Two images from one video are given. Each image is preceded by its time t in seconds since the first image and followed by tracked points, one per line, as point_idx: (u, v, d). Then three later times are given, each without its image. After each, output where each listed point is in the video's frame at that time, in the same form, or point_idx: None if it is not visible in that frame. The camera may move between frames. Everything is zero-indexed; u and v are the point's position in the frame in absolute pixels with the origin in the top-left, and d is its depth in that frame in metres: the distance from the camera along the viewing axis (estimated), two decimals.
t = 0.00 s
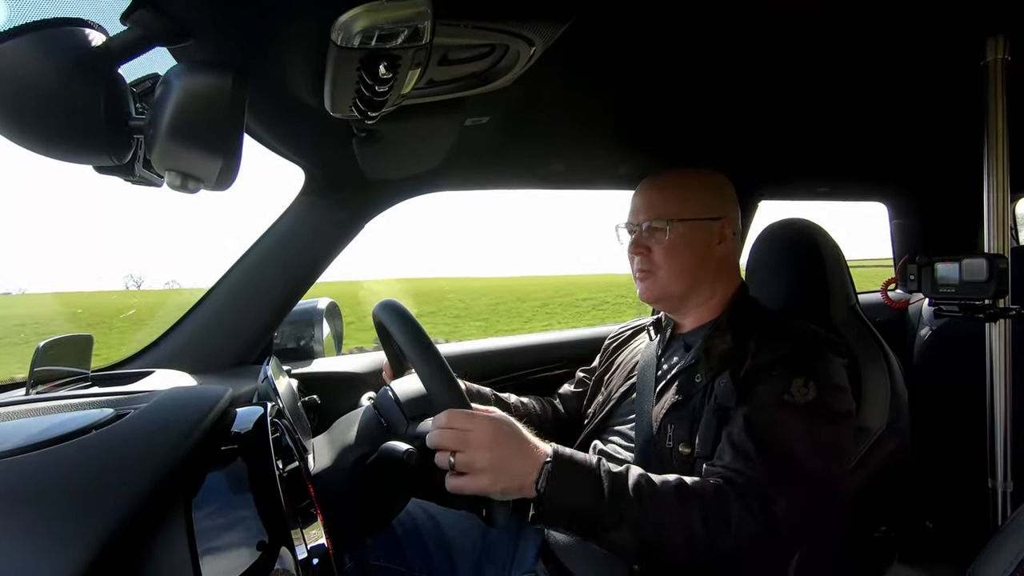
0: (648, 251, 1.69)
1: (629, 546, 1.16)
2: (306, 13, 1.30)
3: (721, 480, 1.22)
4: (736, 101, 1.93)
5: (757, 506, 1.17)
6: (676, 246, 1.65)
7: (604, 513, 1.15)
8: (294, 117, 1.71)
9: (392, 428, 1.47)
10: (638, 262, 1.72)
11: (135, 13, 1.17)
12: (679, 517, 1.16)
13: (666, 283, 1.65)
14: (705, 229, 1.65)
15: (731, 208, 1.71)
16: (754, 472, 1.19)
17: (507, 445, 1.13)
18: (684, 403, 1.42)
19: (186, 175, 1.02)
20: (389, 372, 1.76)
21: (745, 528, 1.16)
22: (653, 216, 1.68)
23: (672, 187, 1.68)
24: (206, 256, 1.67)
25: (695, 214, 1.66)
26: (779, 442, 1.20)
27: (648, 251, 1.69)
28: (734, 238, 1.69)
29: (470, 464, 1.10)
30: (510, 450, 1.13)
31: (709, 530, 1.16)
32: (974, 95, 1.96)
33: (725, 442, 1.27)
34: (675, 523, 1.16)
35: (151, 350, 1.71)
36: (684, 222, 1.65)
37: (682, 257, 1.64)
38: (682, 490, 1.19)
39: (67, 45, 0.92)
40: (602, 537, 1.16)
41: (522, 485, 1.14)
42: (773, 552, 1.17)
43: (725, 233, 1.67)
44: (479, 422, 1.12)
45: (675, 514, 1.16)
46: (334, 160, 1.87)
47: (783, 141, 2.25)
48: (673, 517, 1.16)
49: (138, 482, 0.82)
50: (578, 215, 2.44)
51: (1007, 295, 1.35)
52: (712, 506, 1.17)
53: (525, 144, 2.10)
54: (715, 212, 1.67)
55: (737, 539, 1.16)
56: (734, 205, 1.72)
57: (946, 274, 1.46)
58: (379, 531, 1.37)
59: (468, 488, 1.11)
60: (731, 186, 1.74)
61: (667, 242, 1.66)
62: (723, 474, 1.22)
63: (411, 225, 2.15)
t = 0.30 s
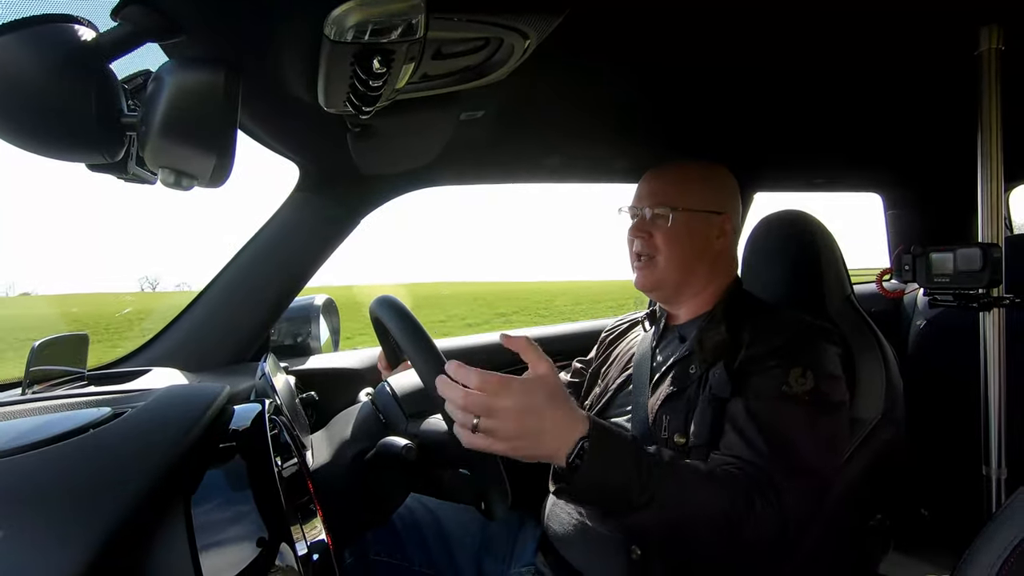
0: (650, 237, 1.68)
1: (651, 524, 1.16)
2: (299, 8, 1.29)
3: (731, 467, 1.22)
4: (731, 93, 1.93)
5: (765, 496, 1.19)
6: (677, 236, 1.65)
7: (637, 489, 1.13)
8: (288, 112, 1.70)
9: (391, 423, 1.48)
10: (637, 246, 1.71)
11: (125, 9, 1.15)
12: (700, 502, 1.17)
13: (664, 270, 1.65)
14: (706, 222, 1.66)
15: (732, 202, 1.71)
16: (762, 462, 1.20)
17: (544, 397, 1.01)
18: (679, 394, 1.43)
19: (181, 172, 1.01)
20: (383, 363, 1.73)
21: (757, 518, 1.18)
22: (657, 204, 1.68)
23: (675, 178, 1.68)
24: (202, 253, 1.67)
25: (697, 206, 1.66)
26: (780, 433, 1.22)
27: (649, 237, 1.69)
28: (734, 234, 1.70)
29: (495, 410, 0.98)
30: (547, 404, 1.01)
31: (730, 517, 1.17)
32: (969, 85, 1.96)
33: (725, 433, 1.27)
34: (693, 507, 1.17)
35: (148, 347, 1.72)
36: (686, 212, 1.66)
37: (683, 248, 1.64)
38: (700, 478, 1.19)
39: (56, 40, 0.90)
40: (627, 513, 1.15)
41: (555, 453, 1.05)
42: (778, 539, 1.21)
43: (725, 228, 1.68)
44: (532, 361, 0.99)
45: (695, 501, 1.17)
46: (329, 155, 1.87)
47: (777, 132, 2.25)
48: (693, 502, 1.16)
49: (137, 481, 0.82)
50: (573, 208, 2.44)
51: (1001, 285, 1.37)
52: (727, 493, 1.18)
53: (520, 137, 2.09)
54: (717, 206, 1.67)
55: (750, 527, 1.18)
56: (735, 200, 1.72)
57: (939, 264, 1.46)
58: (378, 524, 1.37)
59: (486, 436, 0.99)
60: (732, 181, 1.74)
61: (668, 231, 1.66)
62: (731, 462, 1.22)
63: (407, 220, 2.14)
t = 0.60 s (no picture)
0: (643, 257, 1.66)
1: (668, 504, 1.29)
2: (297, 13, 1.30)
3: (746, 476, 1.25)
4: (727, 103, 1.94)
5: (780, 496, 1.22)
6: (672, 254, 1.63)
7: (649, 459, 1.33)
8: (285, 117, 1.70)
9: (386, 429, 1.47)
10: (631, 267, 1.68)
11: (125, 12, 1.15)
12: (730, 490, 1.24)
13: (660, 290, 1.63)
14: (700, 236, 1.64)
15: (725, 213, 1.71)
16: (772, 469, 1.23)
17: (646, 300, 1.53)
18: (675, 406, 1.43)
19: (177, 176, 1.01)
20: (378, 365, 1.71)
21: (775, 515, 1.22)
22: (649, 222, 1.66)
23: (668, 192, 1.67)
24: (198, 258, 1.66)
25: (691, 221, 1.65)
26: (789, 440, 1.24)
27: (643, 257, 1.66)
28: (727, 244, 1.69)
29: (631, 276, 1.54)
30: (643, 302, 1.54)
31: (752, 511, 1.23)
32: (962, 97, 1.98)
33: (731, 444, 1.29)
34: (723, 490, 1.25)
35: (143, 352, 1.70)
36: (679, 229, 1.64)
37: (679, 265, 1.62)
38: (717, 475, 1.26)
39: (54, 42, 0.90)
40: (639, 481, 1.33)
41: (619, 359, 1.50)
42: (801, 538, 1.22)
43: (719, 239, 1.67)
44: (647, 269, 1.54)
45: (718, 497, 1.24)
46: (326, 159, 1.86)
47: (773, 143, 2.26)
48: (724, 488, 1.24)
49: (129, 485, 0.81)
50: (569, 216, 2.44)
51: (995, 295, 1.36)
52: (752, 487, 1.23)
53: (518, 144, 2.10)
54: (711, 219, 1.66)
55: (772, 521, 1.22)
56: (727, 211, 1.72)
57: (934, 273, 1.47)
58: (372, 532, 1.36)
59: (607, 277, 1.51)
60: (724, 191, 1.74)
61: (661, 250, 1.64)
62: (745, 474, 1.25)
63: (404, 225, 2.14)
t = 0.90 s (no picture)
0: (628, 256, 1.71)
1: (633, 567, 1.15)
2: (292, 16, 1.30)
3: (718, 498, 1.21)
4: (721, 107, 1.95)
5: (752, 527, 1.17)
6: (654, 252, 1.66)
7: (611, 533, 1.14)
8: (280, 120, 1.70)
9: (381, 433, 1.50)
10: (619, 266, 1.73)
11: (119, 14, 1.15)
12: (683, 542, 1.15)
13: (643, 288, 1.67)
14: (683, 236, 1.66)
15: (712, 214, 1.70)
16: (746, 489, 1.20)
17: (509, 460, 1.09)
18: (667, 410, 1.43)
19: (171, 178, 1.00)
20: (371, 366, 1.71)
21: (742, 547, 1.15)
22: (632, 221, 1.70)
23: (652, 193, 1.69)
24: (191, 264, 1.65)
25: (673, 221, 1.66)
26: (768, 458, 1.21)
27: (628, 256, 1.71)
28: (716, 245, 1.69)
29: (472, 486, 1.07)
30: (512, 467, 1.09)
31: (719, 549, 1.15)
32: (953, 103, 2.00)
33: (711, 456, 1.27)
34: (674, 547, 1.15)
35: (133, 356, 1.69)
36: (661, 227, 1.66)
37: (660, 263, 1.65)
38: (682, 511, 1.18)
39: (47, 43, 0.90)
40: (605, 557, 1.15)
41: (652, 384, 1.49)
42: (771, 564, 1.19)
43: (705, 239, 1.67)
44: (478, 443, 1.08)
45: (679, 542, 1.15)
46: (319, 162, 1.86)
47: (766, 147, 2.28)
48: (677, 543, 1.15)
49: (122, 489, 0.81)
50: (563, 220, 2.45)
51: (986, 299, 1.38)
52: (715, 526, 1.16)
53: (512, 148, 2.10)
54: (695, 218, 1.67)
55: (738, 558, 1.16)
56: (715, 212, 1.72)
57: (926, 276, 1.48)
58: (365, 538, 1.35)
59: (472, 511, 1.07)
60: (716, 193, 1.74)
61: (644, 249, 1.68)
62: (719, 493, 1.22)
63: (399, 229, 2.14)
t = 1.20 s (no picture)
0: (616, 257, 1.74)
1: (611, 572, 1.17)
2: (284, 15, 1.29)
3: (704, 499, 1.21)
4: (714, 109, 1.96)
5: (738, 527, 1.17)
6: (637, 255, 1.68)
7: (589, 541, 1.16)
8: (272, 120, 1.69)
9: (374, 434, 1.49)
10: (611, 269, 1.76)
11: (109, 11, 1.14)
12: (662, 545, 1.16)
13: (631, 290, 1.69)
14: (666, 237, 1.66)
15: (699, 213, 1.68)
16: (736, 490, 1.20)
17: (504, 480, 1.13)
18: (662, 409, 1.43)
19: (162, 177, 0.99)
20: (363, 362, 1.70)
21: (728, 549, 1.16)
22: (619, 224, 1.72)
23: (640, 195, 1.70)
24: (182, 264, 1.64)
25: (656, 222, 1.67)
26: (759, 458, 1.21)
27: (616, 258, 1.74)
28: (703, 243, 1.67)
29: (467, 504, 1.10)
30: (506, 485, 1.13)
31: (703, 552, 1.16)
32: (943, 105, 2.02)
33: (700, 455, 1.28)
34: (652, 551, 1.16)
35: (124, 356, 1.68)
36: (645, 229, 1.67)
37: (643, 265, 1.66)
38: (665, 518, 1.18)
39: (39, 40, 0.89)
40: (585, 563, 1.17)
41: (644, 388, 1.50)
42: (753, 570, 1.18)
43: (690, 239, 1.66)
44: (481, 465, 1.11)
45: (660, 545, 1.16)
46: (313, 161, 1.85)
47: (758, 148, 2.29)
48: (656, 546, 1.16)
49: (114, 491, 0.80)
50: (557, 219, 2.45)
51: (974, 299, 1.39)
52: (693, 525, 1.17)
53: (506, 148, 2.10)
54: (678, 219, 1.66)
55: (718, 560, 1.16)
56: (702, 210, 1.69)
57: (915, 277, 1.49)
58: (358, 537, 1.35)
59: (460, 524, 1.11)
60: (706, 191, 1.73)
61: (629, 251, 1.70)
62: (707, 493, 1.22)
63: (393, 228, 2.14)
